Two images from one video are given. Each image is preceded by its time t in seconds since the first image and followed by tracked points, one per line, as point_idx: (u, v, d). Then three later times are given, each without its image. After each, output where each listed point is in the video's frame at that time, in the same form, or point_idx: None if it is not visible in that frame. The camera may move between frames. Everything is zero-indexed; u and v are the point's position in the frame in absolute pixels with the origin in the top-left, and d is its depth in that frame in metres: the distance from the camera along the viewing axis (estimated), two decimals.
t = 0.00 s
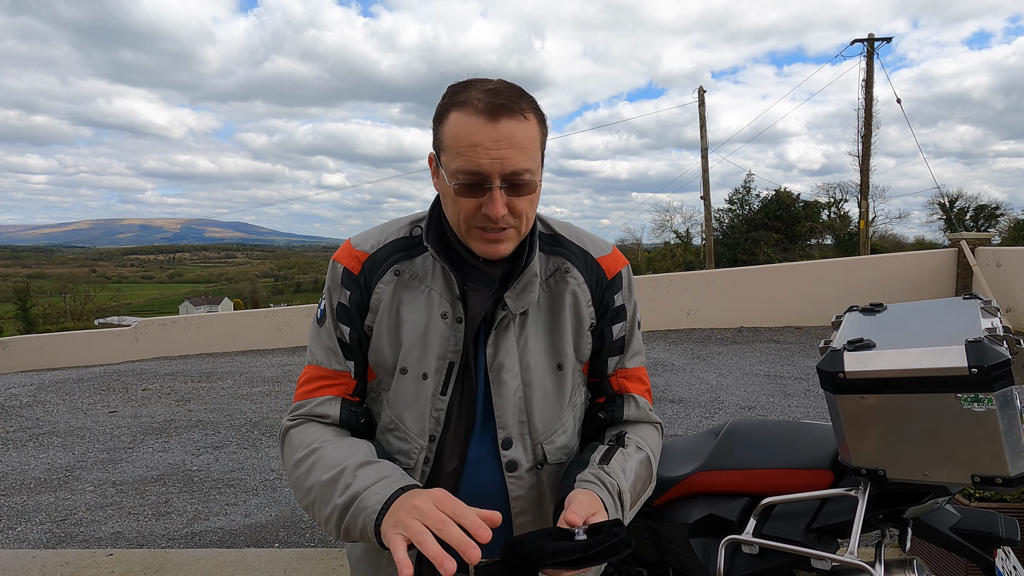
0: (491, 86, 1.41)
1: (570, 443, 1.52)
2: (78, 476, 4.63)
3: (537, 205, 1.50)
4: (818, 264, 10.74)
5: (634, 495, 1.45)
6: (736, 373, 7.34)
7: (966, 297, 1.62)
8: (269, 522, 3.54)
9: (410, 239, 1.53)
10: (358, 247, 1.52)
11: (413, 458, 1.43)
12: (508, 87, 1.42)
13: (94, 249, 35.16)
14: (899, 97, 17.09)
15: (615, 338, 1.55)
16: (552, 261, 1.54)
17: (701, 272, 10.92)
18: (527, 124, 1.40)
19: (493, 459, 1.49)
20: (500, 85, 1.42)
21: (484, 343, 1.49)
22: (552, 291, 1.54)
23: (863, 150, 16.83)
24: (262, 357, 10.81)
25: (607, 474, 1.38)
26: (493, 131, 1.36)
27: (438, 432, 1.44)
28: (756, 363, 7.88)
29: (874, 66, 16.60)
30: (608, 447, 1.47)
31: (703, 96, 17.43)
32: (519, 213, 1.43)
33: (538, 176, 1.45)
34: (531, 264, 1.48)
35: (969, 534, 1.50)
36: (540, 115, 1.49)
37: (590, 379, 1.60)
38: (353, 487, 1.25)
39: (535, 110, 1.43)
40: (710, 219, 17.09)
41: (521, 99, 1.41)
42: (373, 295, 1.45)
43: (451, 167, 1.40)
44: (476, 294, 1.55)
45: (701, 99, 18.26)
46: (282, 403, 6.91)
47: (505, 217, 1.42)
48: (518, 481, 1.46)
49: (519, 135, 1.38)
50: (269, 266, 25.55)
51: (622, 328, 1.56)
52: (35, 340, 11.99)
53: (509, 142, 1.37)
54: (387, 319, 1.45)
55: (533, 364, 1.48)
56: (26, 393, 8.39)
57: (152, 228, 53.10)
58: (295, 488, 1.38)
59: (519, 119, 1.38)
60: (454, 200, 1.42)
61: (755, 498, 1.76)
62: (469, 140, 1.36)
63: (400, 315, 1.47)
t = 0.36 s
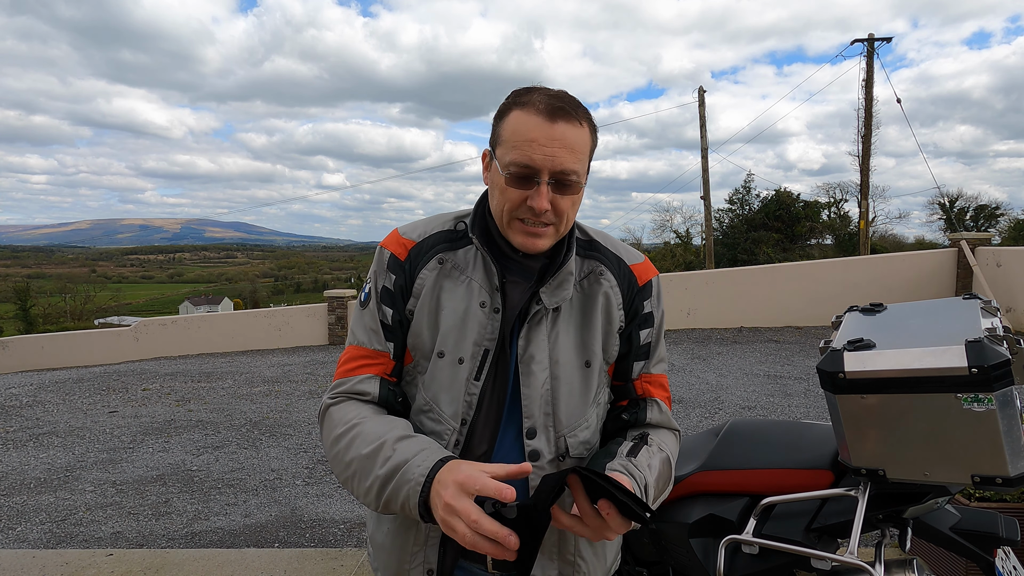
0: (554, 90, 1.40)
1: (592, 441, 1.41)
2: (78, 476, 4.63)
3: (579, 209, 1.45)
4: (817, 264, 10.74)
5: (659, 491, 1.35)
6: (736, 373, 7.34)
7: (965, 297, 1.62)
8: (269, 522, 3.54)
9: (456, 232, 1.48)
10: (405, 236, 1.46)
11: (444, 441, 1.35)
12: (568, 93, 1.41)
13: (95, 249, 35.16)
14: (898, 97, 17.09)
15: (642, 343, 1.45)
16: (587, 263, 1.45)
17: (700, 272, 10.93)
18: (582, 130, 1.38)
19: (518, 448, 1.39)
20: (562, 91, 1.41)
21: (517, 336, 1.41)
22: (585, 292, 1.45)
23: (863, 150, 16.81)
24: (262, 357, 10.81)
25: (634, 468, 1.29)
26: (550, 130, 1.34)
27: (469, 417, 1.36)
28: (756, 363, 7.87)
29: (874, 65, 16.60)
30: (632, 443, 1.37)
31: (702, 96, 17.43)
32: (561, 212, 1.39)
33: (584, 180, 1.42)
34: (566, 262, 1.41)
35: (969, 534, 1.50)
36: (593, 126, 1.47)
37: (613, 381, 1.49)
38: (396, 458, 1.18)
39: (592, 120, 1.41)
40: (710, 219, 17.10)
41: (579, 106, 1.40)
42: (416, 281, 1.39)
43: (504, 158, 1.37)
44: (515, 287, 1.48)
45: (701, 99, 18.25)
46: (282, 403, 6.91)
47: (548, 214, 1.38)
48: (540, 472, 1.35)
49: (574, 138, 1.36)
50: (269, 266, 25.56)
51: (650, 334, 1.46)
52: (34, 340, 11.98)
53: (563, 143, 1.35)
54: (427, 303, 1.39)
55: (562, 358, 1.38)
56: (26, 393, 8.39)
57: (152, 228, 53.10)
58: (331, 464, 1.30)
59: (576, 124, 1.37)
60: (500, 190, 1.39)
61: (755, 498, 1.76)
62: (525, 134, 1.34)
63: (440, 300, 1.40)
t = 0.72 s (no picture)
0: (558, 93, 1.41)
1: (598, 438, 1.38)
2: (78, 476, 4.63)
3: (583, 209, 1.44)
4: (817, 265, 10.74)
5: (673, 490, 1.32)
6: (736, 373, 7.34)
7: (966, 297, 1.62)
8: (269, 522, 3.54)
9: (467, 233, 1.50)
10: (421, 236, 1.49)
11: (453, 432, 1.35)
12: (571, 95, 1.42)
13: (95, 249, 35.16)
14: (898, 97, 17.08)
15: (652, 343, 1.42)
16: (595, 264, 1.45)
17: (700, 272, 10.95)
18: (582, 130, 1.38)
19: (525, 443, 1.38)
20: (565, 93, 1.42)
21: (524, 333, 1.40)
22: (592, 294, 1.43)
23: (863, 150, 16.81)
24: (262, 357, 10.82)
25: (649, 465, 1.27)
26: (549, 131, 1.35)
27: (476, 410, 1.36)
28: (756, 363, 7.87)
29: (874, 65, 16.60)
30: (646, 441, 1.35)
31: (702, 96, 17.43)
32: (562, 211, 1.38)
33: (586, 181, 1.41)
34: (573, 261, 1.40)
35: (968, 534, 1.50)
36: (597, 126, 1.46)
37: (623, 382, 1.46)
38: (397, 438, 1.21)
39: (594, 122, 1.41)
40: (710, 219, 17.10)
41: (582, 107, 1.40)
42: (429, 279, 1.41)
43: (507, 160, 1.39)
44: (524, 286, 1.49)
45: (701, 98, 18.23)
46: (282, 403, 6.91)
47: (548, 213, 1.38)
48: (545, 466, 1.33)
49: (573, 138, 1.36)
50: (268, 266, 25.56)
51: (659, 334, 1.43)
52: (34, 340, 11.99)
53: (561, 143, 1.35)
54: (438, 300, 1.41)
55: (568, 356, 1.37)
56: (26, 393, 8.39)
57: (152, 228, 53.09)
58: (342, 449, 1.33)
59: (576, 126, 1.38)
60: (503, 190, 1.41)
61: (755, 498, 1.75)
62: (525, 136, 1.36)
63: (451, 299, 1.41)
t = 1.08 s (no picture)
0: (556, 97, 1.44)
1: (602, 436, 1.37)
2: (78, 477, 4.63)
3: (585, 208, 1.44)
4: (817, 264, 10.74)
5: (683, 489, 1.32)
6: (736, 373, 7.34)
7: (965, 297, 1.62)
8: (269, 522, 3.54)
9: (472, 233, 1.51)
10: (427, 237, 1.51)
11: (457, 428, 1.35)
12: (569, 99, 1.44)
13: (95, 249, 35.17)
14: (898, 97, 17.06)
15: (654, 343, 1.42)
16: (598, 263, 1.45)
17: (701, 272, 10.95)
18: (581, 130, 1.40)
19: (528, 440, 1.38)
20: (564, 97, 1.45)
21: (528, 331, 1.40)
22: (595, 293, 1.43)
23: (863, 150, 16.80)
24: (262, 357, 10.82)
25: (662, 468, 1.28)
26: (550, 128, 1.37)
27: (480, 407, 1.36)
28: (756, 363, 7.87)
29: (874, 65, 16.60)
30: (653, 441, 1.35)
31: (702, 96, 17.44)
32: (565, 207, 1.37)
33: (588, 178, 1.41)
34: (576, 259, 1.40)
35: (968, 534, 1.50)
36: (596, 129, 1.48)
37: (627, 381, 1.45)
38: (397, 419, 1.22)
39: (594, 121, 1.43)
40: (710, 219, 17.10)
41: (580, 109, 1.42)
42: (433, 279, 1.43)
43: (509, 160, 1.40)
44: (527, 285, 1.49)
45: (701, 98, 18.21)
46: (282, 403, 6.91)
47: (551, 210, 1.37)
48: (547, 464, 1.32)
49: (573, 137, 1.38)
50: (269, 266, 25.56)
51: (662, 334, 1.43)
52: (34, 340, 11.98)
53: (562, 140, 1.36)
54: (442, 299, 1.41)
55: (571, 353, 1.37)
56: (26, 393, 8.39)
57: (152, 228, 53.08)
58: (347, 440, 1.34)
59: (577, 125, 1.40)
60: (507, 190, 1.41)
61: (755, 498, 1.75)
62: (527, 134, 1.37)
63: (454, 297, 1.42)
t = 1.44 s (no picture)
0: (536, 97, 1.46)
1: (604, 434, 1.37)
2: (78, 477, 4.63)
3: (580, 200, 1.43)
4: (817, 264, 10.74)
5: (685, 490, 1.30)
6: (736, 373, 7.34)
7: (965, 297, 1.62)
8: (269, 522, 3.54)
9: (477, 233, 1.51)
10: (433, 236, 1.52)
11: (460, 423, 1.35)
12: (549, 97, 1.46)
13: (95, 249, 35.20)
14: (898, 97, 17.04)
15: (658, 344, 1.42)
16: (602, 263, 1.44)
17: (701, 272, 10.95)
18: (562, 122, 1.40)
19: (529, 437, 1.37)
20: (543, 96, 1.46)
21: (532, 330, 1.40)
22: (599, 292, 1.43)
23: (863, 150, 16.80)
24: (262, 357, 10.82)
25: (659, 468, 1.26)
26: (529, 127, 1.38)
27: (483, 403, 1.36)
28: (756, 363, 7.86)
29: (874, 65, 16.60)
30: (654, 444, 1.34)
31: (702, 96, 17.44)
32: (555, 201, 1.37)
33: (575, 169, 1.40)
34: (579, 258, 1.40)
35: (969, 534, 1.50)
36: (583, 120, 1.47)
37: (631, 382, 1.45)
38: (379, 399, 1.22)
39: (576, 112, 1.43)
40: (710, 219, 17.11)
41: (561, 103, 1.42)
42: (438, 276, 1.43)
43: (499, 166, 1.43)
44: (531, 283, 1.49)
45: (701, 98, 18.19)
46: (282, 403, 6.91)
47: (543, 205, 1.37)
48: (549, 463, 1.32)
49: (553, 131, 1.38)
50: (269, 266, 25.56)
51: (665, 335, 1.43)
52: (34, 340, 11.98)
53: (542, 136, 1.37)
54: (446, 296, 1.42)
55: (575, 351, 1.37)
56: (26, 393, 8.39)
57: (152, 228, 53.08)
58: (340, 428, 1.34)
59: (557, 119, 1.40)
60: (502, 195, 1.43)
61: (756, 498, 1.75)
62: (509, 137, 1.40)
63: (459, 295, 1.42)
